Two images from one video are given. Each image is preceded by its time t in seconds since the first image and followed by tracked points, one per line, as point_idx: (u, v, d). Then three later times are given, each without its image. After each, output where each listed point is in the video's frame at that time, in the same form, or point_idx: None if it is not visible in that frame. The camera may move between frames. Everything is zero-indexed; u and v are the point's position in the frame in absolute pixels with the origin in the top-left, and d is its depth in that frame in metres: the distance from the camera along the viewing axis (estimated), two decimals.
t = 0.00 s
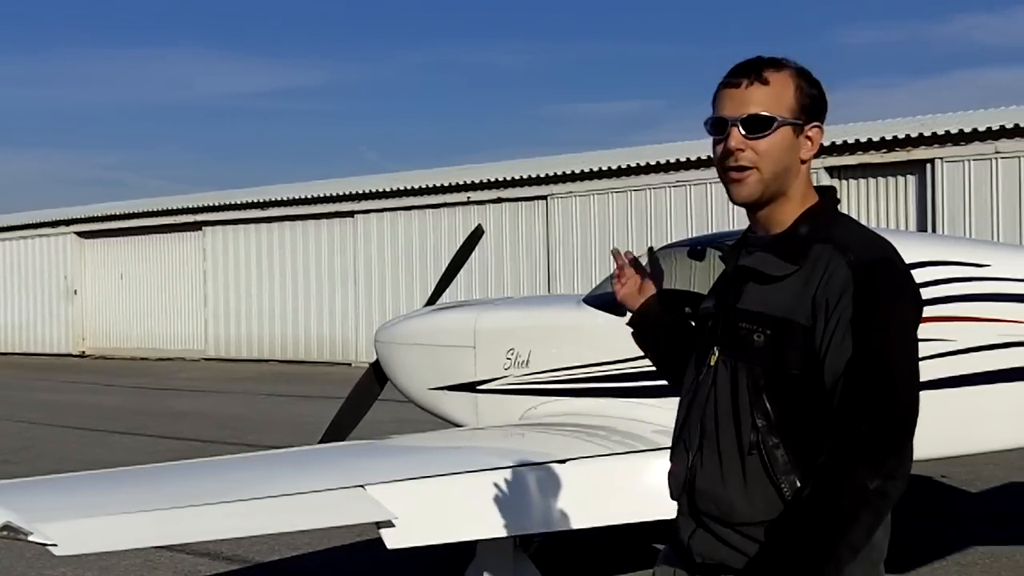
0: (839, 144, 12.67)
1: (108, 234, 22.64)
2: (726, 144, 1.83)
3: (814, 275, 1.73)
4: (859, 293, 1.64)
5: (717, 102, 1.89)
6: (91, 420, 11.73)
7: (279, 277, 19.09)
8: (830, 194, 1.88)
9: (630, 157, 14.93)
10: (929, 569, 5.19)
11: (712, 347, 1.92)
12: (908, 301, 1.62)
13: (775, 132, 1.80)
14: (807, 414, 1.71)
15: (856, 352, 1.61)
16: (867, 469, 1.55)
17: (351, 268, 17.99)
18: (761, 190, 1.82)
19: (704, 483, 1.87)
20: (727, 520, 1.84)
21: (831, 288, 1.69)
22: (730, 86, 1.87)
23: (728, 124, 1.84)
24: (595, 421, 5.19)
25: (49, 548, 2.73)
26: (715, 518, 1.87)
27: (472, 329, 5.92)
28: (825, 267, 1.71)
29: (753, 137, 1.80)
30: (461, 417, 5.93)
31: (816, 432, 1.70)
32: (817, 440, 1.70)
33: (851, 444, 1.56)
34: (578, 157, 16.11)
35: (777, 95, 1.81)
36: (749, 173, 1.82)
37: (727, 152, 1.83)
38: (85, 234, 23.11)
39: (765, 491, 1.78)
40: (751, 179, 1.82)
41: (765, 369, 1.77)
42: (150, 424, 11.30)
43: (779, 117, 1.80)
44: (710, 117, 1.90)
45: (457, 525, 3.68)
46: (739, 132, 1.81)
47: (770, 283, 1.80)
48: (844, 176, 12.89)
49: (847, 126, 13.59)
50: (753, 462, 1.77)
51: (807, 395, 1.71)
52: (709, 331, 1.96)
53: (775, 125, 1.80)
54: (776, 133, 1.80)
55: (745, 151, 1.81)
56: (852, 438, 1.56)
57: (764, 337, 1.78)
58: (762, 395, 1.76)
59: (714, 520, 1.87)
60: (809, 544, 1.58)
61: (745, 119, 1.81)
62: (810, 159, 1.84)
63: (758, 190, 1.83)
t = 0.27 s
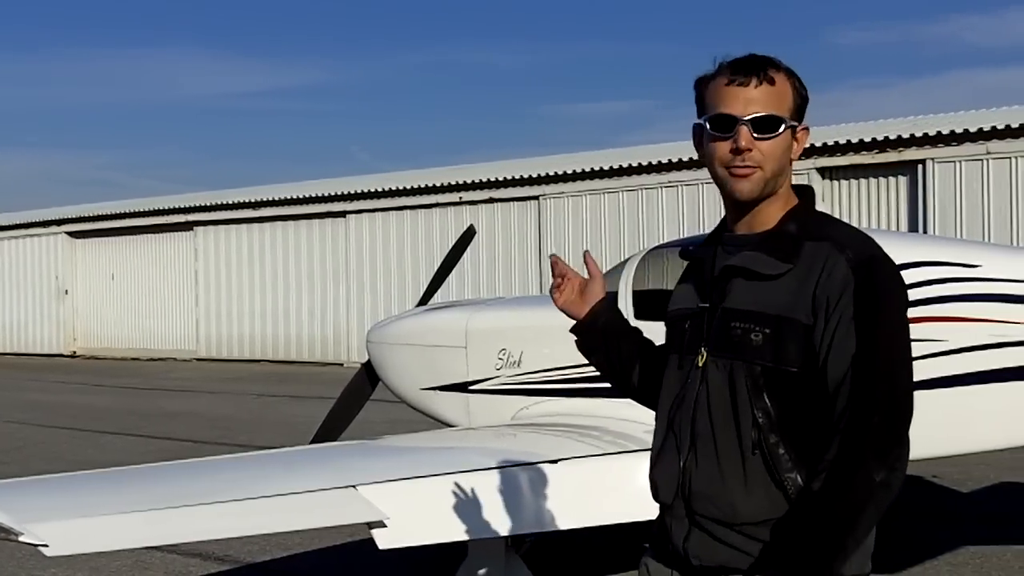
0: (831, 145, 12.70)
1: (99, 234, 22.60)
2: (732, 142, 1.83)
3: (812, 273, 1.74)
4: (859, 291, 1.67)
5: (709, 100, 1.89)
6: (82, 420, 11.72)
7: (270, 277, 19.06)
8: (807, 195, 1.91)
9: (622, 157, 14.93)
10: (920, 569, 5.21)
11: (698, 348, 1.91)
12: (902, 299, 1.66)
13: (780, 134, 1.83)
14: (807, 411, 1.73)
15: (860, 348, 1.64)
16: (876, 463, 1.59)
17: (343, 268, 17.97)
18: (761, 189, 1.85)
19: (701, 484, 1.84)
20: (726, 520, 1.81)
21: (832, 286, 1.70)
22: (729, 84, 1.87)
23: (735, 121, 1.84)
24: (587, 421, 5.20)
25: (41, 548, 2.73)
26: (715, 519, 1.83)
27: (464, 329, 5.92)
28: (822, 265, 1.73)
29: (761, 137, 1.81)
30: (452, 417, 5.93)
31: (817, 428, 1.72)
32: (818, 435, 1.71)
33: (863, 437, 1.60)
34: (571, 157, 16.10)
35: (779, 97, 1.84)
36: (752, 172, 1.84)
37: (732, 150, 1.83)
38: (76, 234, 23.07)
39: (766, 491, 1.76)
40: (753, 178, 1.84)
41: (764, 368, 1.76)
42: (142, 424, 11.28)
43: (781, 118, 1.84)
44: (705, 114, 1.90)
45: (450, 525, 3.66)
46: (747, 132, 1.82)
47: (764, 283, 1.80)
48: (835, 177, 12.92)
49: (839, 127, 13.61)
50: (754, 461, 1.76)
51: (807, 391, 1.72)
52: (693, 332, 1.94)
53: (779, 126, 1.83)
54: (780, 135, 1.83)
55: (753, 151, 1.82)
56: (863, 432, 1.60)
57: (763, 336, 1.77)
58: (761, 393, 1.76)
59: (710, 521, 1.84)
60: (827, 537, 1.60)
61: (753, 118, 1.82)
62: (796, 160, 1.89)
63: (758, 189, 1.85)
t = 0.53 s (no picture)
0: (820, 145, 12.75)
1: (89, 234, 22.56)
2: (697, 141, 1.85)
3: (779, 266, 1.76)
4: (827, 285, 1.70)
5: (673, 98, 1.91)
6: (71, 421, 11.71)
7: (259, 277, 19.04)
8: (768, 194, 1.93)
9: (612, 158, 14.95)
10: (908, 569, 5.22)
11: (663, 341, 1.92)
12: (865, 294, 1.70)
13: (743, 134, 1.85)
14: (775, 402, 1.75)
15: (829, 341, 1.67)
16: (846, 453, 1.64)
17: (333, 268, 17.96)
18: (724, 187, 1.88)
19: (669, 475, 1.85)
20: (692, 510, 1.82)
21: (799, 280, 1.72)
22: (694, 82, 1.88)
23: (699, 120, 1.86)
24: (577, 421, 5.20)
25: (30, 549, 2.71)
26: (681, 510, 1.84)
27: (454, 329, 5.92)
28: (789, 259, 1.76)
29: (725, 137, 1.84)
30: (442, 417, 5.93)
31: (785, 419, 1.75)
32: (787, 426, 1.75)
33: (833, 428, 1.64)
34: (561, 158, 16.12)
35: (742, 96, 1.86)
36: (716, 171, 1.87)
37: (697, 151, 1.86)
38: (65, 234, 23.03)
39: (734, 480, 1.78)
40: (716, 177, 1.87)
41: (732, 359, 1.78)
42: (132, 424, 11.27)
43: (745, 118, 1.86)
44: (668, 113, 1.91)
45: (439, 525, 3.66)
46: (712, 132, 1.84)
47: (729, 275, 1.82)
48: (824, 177, 12.96)
49: (830, 128, 13.63)
50: (723, 451, 1.78)
51: (776, 382, 1.75)
52: (656, 325, 1.95)
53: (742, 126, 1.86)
54: (744, 134, 1.85)
55: (717, 151, 1.84)
56: (832, 422, 1.64)
57: (731, 329, 1.79)
58: (731, 384, 1.78)
59: (677, 512, 1.85)
60: (799, 525, 1.64)
61: (716, 118, 1.84)
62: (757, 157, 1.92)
63: (721, 188, 1.88)
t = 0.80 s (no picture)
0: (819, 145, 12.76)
1: (88, 234, 22.56)
2: (670, 138, 1.96)
3: (748, 260, 1.88)
4: (795, 277, 1.83)
5: (648, 97, 2.01)
6: (71, 421, 11.71)
7: (258, 277, 19.03)
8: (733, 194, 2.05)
9: (612, 158, 14.94)
10: (908, 569, 5.22)
11: (633, 334, 2.00)
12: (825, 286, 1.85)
13: (713, 135, 1.96)
14: (745, 388, 1.87)
15: (798, 330, 1.80)
16: (814, 437, 1.78)
17: (332, 268, 17.95)
18: (692, 185, 1.98)
19: (646, 462, 1.93)
20: (668, 496, 1.90)
21: (769, 273, 1.85)
22: (668, 82, 1.99)
23: (673, 119, 1.96)
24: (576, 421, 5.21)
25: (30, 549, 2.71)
26: (656, 497, 1.91)
27: (454, 329, 5.92)
28: (758, 252, 1.87)
29: (695, 136, 1.95)
30: (441, 417, 5.92)
31: (754, 405, 1.86)
32: (756, 412, 1.86)
33: (803, 413, 1.78)
34: (560, 158, 16.11)
35: (714, 99, 1.97)
36: (686, 168, 1.97)
37: (668, 147, 1.96)
38: (64, 234, 23.03)
39: (708, 467, 1.87)
40: (686, 174, 1.98)
41: (705, 349, 1.88)
42: (131, 424, 11.27)
43: (715, 119, 1.97)
44: (643, 111, 2.02)
45: (438, 526, 3.68)
46: (684, 130, 1.95)
47: (700, 268, 1.92)
48: (824, 177, 12.96)
49: (829, 128, 13.64)
50: (697, 437, 1.88)
51: (745, 370, 1.87)
52: (626, 319, 2.03)
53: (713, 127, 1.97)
54: (713, 135, 1.96)
55: (687, 149, 1.95)
56: (802, 408, 1.78)
57: (704, 319, 1.89)
58: (704, 372, 1.88)
59: (652, 499, 1.92)
60: (775, 506, 1.77)
61: (688, 117, 1.95)
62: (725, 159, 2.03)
63: (689, 185, 1.99)
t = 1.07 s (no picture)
0: (819, 144, 12.76)
1: (87, 234, 22.55)
2: (637, 139, 1.99)
3: (726, 255, 1.91)
4: (774, 269, 1.86)
5: (618, 99, 2.05)
6: (70, 420, 11.69)
7: (258, 277, 19.02)
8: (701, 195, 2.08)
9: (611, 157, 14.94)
10: (907, 569, 5.22)
11: (615, 336, 2.01)
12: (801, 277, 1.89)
13: (680, 136, 2.00)
14: (731, 380, 1.89)
15: (780, 319, 1.83)
16: (803, 421, 1.80)
17: (332, 268, 17.95)
18: (659, 185, 2.02)
19: (639, 459, 1.93)
20: (664, 492, 1.91)
21: (748, 267, 1.87)
22: (638, 84, 2.03)
23: (641, 119, 2.00)
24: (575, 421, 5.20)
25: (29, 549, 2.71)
26: (652, 492, 1.92)
27: (453, 329, 5.91)
28: (736, 247, 1.90)
29: (663, 137, 1.98)
30: (441, 417, 5.92)
31: (741, 396, 1.89)
32: (743, 402, 1.89)
33: (792, 397, 1.80)
34: (559, 158, 16.11)
35: (681, 101, 2.01)
36: (653, 168, 2.00)
37: (635, 147, 2.00)
38: (64, 233, 23.04)
39: (702, 458, 1.89)
40: (652, 174, 2.01)
41: (691, 344, 1.89)
42: (131, 424, 11.26)
43: (683, 121, 2.01)
44: (612, 112, 2.06)
45: (436, 526, 3.67)
46: (651, 131, 1.99)
47: (679, 265, 1.94)
48: (824, 176, 12.96)
49: (828, 128, 13.64)
50: (689, 430, 1.89)
51: (731, 363, 1.89)
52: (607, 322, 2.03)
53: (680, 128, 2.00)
54: (680, 136, 2.00)
55: (654, 149, 1.98)
56: (791, 392, 1.80)
57: (688, 315, 1.90)
58: (691, 366, 1.89)
59: (647, 495, 1.93)
60: (773, 487, 1.79)
61: (656, 118, 1.99)
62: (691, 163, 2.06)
63: (656, 185, 2.02)
